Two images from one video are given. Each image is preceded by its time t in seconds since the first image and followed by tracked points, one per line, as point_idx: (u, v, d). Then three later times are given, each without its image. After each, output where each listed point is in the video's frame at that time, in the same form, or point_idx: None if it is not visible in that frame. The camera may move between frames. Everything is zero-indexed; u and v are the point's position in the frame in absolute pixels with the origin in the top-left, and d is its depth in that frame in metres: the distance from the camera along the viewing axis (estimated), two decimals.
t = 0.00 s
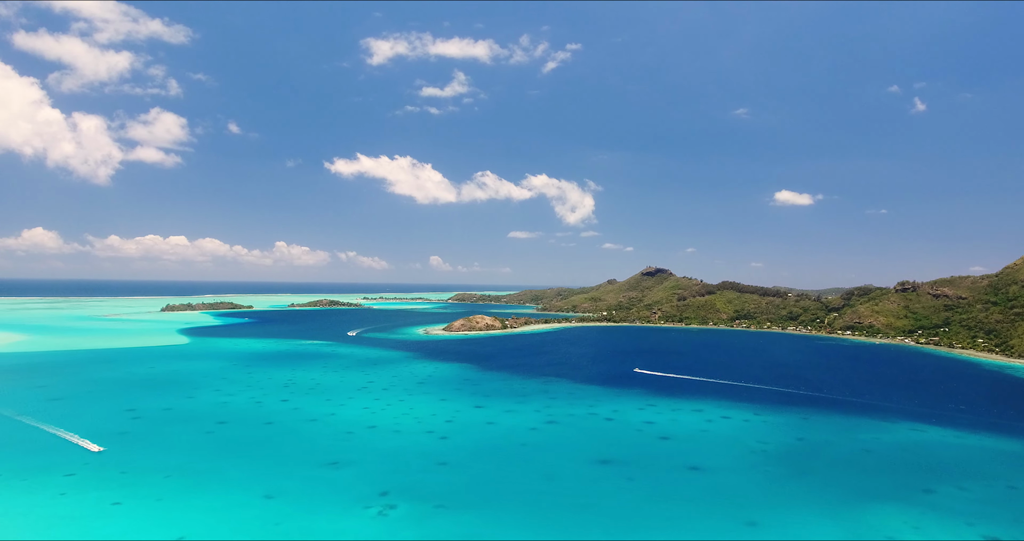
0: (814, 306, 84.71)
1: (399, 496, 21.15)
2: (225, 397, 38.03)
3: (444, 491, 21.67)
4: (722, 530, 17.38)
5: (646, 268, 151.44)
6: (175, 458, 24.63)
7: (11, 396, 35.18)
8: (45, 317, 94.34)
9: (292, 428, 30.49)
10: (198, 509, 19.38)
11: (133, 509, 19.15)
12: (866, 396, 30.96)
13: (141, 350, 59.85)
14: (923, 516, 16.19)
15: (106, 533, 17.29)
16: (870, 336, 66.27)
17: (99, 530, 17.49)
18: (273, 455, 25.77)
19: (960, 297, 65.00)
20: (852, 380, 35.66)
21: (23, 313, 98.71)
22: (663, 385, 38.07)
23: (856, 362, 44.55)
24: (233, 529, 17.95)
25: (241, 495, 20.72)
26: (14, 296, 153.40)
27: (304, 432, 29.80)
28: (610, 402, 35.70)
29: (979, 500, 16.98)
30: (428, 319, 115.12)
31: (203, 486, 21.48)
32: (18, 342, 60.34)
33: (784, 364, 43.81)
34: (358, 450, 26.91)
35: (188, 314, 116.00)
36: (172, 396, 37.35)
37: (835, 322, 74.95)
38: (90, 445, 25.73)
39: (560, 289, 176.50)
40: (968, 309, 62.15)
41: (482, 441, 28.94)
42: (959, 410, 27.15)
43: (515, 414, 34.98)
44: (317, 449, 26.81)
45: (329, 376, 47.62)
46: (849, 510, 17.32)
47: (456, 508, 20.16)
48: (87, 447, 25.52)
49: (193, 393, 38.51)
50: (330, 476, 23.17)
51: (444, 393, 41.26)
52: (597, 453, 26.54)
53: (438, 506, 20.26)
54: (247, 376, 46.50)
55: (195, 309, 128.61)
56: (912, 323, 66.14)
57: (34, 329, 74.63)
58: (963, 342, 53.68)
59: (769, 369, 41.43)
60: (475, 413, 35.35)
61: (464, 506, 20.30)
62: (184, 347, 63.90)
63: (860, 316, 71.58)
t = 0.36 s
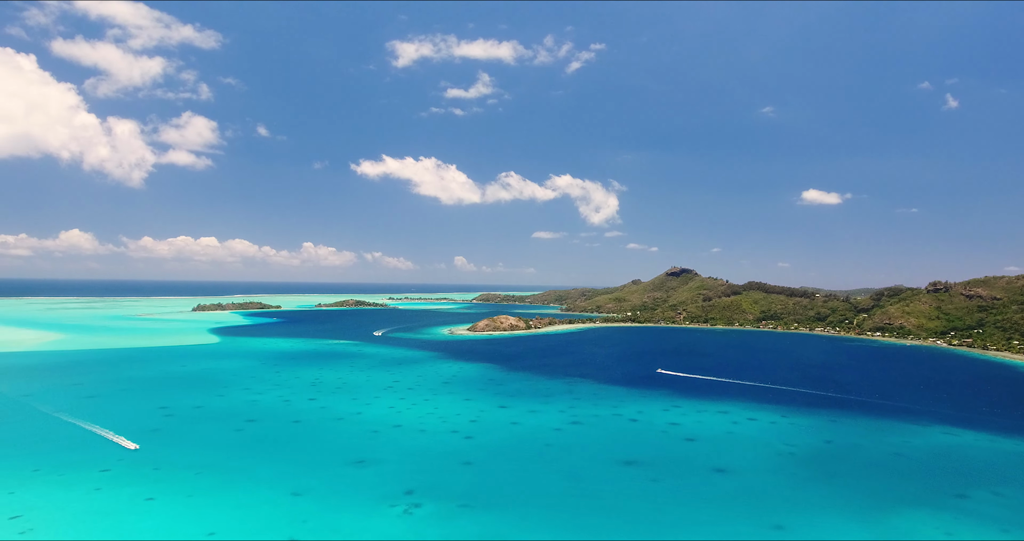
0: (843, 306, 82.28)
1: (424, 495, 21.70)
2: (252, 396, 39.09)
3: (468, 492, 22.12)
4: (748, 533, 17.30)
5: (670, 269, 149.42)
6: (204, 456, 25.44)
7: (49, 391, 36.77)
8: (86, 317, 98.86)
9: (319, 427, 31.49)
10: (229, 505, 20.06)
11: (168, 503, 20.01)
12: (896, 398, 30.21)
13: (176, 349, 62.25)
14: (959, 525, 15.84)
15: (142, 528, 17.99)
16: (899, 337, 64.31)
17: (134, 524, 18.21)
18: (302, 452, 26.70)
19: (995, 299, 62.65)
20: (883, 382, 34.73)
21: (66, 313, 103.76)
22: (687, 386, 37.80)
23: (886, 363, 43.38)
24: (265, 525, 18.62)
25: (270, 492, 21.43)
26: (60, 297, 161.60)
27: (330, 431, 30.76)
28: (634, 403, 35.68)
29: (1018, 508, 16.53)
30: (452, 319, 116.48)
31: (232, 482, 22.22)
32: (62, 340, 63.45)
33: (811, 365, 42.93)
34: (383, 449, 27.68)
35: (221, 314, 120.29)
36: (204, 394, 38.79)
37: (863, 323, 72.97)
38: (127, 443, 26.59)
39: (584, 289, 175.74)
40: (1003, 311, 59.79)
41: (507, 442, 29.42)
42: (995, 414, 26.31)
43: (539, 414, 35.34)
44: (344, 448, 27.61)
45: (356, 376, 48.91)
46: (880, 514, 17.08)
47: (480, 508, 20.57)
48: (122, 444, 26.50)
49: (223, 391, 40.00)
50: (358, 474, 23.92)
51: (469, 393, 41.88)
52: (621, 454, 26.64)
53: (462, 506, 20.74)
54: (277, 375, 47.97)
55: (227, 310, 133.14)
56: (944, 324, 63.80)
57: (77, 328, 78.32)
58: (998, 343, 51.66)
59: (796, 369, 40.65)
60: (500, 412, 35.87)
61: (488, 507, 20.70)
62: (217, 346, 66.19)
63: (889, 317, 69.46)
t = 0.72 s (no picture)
0: (872, 308, 79.64)
1: (448, 494, 22.22)
2: (277, 395, 40.16)
3: (492, 492, 22.55)
4: (774, 536, 17.23)
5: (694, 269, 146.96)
6: (232, 453, 26.29)
7: (87, 389, 38.48)
8: (126, 317, 103.54)
9: (345, 426, 32.44)
10: (256, 502, 20.74)
11: (198, 499, 20.76)
12: (928, 400, 29.47)
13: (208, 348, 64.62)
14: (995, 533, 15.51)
15: (173, 523, 18.67)
16: (931, 338, 62.23)
17: (166, 520, 18.92)
18: (329, 450, 27.58)
19: None
20: (914, 384, 33.86)
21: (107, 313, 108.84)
22: (711, 386, 37.52)
23: (918, 364, 42.17)
24: (293, 521, 19.28)
25: (297, 490, 22.15)
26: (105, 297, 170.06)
27: (357, 429, 31.70)
28: (658, 403, 35.64)
29: None
30: (474, 319, 117.53)
31: (262, 479, 23.05)
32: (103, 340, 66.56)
33: (840, 366, 42.04)
34: (408, 448, 28.40)
35: (252, 314, 124.19)
36: (234, 392, 40.21)
37: (891, 324, 70.82)
38: (161, 441, 27.42)
39: (609, 289, 174.54)
40: None
41: (532, 442, 29.81)
42: None
43: (563, 414, 35.62)
44: (368, 447, 28.37)
45: (382, 375, 50.16)
46: (911, 520, 16.82)
47: (503, 508, 20.98)
48: (155, 441, 27.52)
49: (251, 390, 41.39)
50: (384, 473, 24.63)
51: (493, 393, 42.48)
52: (645, 455, 26.74)
53: (487, 505, 21.20)
54: (306, 374, 49.40)
55: (257, 310, 137.46)
56: (977, 325, 61.34)
57: (117, 327, 82.02)
58: None
59: (824, 371, 39.92)
60: (524, 413, 36.31)
61: (512, 506, 21.10)
62: (248, 346, 68.49)
63: (920, 318, 67.25)
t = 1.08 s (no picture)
0: (907, 310, 76.59)
1: (476, 494, 22.74)
2: (308, 395, 41.30)
3: (519, 492, 22.95)
4: None
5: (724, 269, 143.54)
6: (266, 451, 27.15)
7: (129, 386, 40.24)
8: (165, 316, 107.82)
9: (375, 425, 33.42)
10: (290, 498, 21.39)
11: (235, 494, 21.56)
12: (970, 406, 28.46)
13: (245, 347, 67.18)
14: None
15: (209, 518, 19.25)
16: (970, 341, 59.62)
17: (203, 514, 19.59)
18: (360, 448, 28.51)
19: None
20: (955, 387, 32.66)
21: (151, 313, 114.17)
22: (740, 388, 37.02)
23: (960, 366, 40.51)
24: (326, 517, 19.87)
25: (330, 486, 22.89)
26: (147, 298, 178.44)
27: (387, 429, 32.66)
28: (686, 405, 35.37)
29: None
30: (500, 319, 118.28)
31: (296, 475, 23.93)
32: (146, 339, 69.68)
33: (876, 368, 40.78)
34: (437, 448, 29.12)
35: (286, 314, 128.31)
36: (267, 391, 41.78)
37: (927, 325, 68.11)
38: (198, 439, 28.38)
39: (635, 289, 172.42)
40: None
41: (560, 442, 30.12)
42: None
43: (591, 415, 35.78)
44: (397, 447, 29.13)
45: (412, 375, 51.35)
46: (950, 529, 16.43)
47: (531, 507, 21.33)
48: (193, 437, 28.63)
49: (284, 389, 42.89)
50: (413, 471, 25.35)
51: (520, 393, 42.97)
52: (674, 457, 26.71)
53: (515, 505, 21.60)
54: (337, 374, 50.89)
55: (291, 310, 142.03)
56: (1019, 327, 58.49)
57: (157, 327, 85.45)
58: None
59: (858, 372, 38.83)
60: (552, 413, 36.66)
61: (539, 507, 21.42)
62: (280, 345, 70.57)
63: (959, 319, 64.44)
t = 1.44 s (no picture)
0: (946, 310, 73.34)
1: (505, 494, 23.26)
2: (338, 395, 42.54)
3: (548, 492, 23.36)
4: None
5: (755, 270, 139.67)
6: (298, 449, 28.11)
7: (170, 384, 42.43)
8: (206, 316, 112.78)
9: (405, 424, 34.47)
10: (321, 496, 22.09)
11: (269, 490, 22.41)
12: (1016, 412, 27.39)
13: (280, 347, 69.79)
14: None
15: (243, 513, 19.95)
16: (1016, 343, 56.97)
17: (239, 509, 20.36)
18: (391, 448, 29.45)
19: None
20: (1002, 393, 31.36)
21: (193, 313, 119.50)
22: (772, 389, 36.46)
23: (1007, 370, 38.76)
24: (356, 514, 20.51)
25: (361, 484, 23.63)
26: (189, 298, 186.97)
27: (417, 428, 33.64)
28: (716, 406, 35.04)
29: None
30: (528, 319, 118.85)
31: (329, 472, 24.98)
32: (188, 338, 73.21)
33: (916, 371, 39.42)
34: (466, 448, 29.86)
35: (320, 314, 132.30)
36: (301, 390, 43.48)
37: (970, 328, 65.28)
38: (234, 436, 29.57)
39: (664, 290, 169.58)
40: None
41: (589, 443, 30.43)
42: None
43: (620, 416, 35.90)
44: (426, 447, 29.90)
45: (441, 374, 52.52)
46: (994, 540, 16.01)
47: (559, 508, 21.68)
48: (230, 435, 29.78)
49: (317, 388, 44.73)
50: (444, 470, 26.14)
51: (549, 394, 43.36)
52: (705, 459, 26.69)
53: (544, 505, 22.00)
54: (369, 374, 52.39)
55: (324, 310, 146.55)
56: None
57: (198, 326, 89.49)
58: None
59: (896, 375, 37.66)
60: (581, 414, 36.96)
61: (568, 508, 21.73)
62: (312, 345, 72.74)
63: (1004, 322, 61.60)
